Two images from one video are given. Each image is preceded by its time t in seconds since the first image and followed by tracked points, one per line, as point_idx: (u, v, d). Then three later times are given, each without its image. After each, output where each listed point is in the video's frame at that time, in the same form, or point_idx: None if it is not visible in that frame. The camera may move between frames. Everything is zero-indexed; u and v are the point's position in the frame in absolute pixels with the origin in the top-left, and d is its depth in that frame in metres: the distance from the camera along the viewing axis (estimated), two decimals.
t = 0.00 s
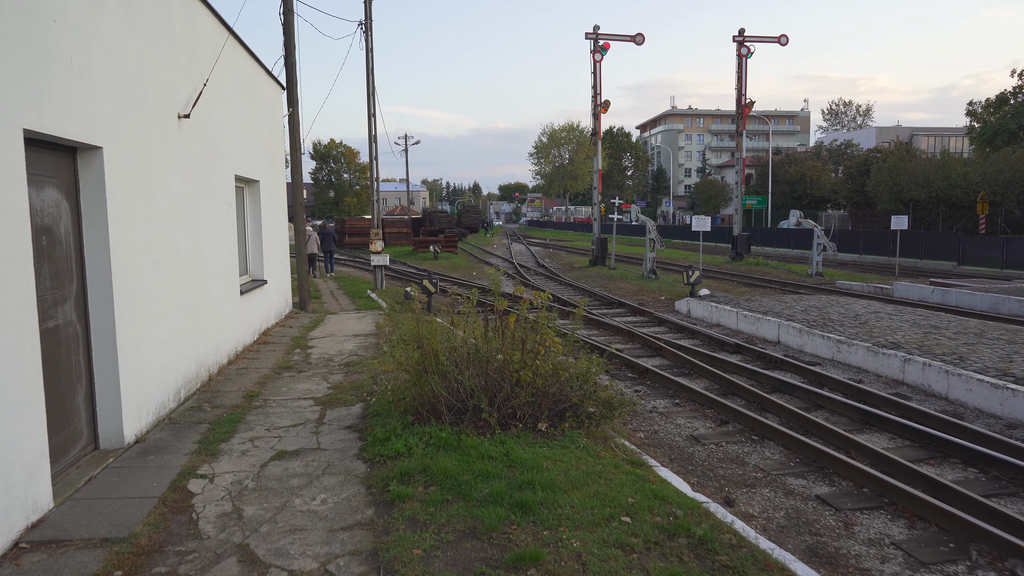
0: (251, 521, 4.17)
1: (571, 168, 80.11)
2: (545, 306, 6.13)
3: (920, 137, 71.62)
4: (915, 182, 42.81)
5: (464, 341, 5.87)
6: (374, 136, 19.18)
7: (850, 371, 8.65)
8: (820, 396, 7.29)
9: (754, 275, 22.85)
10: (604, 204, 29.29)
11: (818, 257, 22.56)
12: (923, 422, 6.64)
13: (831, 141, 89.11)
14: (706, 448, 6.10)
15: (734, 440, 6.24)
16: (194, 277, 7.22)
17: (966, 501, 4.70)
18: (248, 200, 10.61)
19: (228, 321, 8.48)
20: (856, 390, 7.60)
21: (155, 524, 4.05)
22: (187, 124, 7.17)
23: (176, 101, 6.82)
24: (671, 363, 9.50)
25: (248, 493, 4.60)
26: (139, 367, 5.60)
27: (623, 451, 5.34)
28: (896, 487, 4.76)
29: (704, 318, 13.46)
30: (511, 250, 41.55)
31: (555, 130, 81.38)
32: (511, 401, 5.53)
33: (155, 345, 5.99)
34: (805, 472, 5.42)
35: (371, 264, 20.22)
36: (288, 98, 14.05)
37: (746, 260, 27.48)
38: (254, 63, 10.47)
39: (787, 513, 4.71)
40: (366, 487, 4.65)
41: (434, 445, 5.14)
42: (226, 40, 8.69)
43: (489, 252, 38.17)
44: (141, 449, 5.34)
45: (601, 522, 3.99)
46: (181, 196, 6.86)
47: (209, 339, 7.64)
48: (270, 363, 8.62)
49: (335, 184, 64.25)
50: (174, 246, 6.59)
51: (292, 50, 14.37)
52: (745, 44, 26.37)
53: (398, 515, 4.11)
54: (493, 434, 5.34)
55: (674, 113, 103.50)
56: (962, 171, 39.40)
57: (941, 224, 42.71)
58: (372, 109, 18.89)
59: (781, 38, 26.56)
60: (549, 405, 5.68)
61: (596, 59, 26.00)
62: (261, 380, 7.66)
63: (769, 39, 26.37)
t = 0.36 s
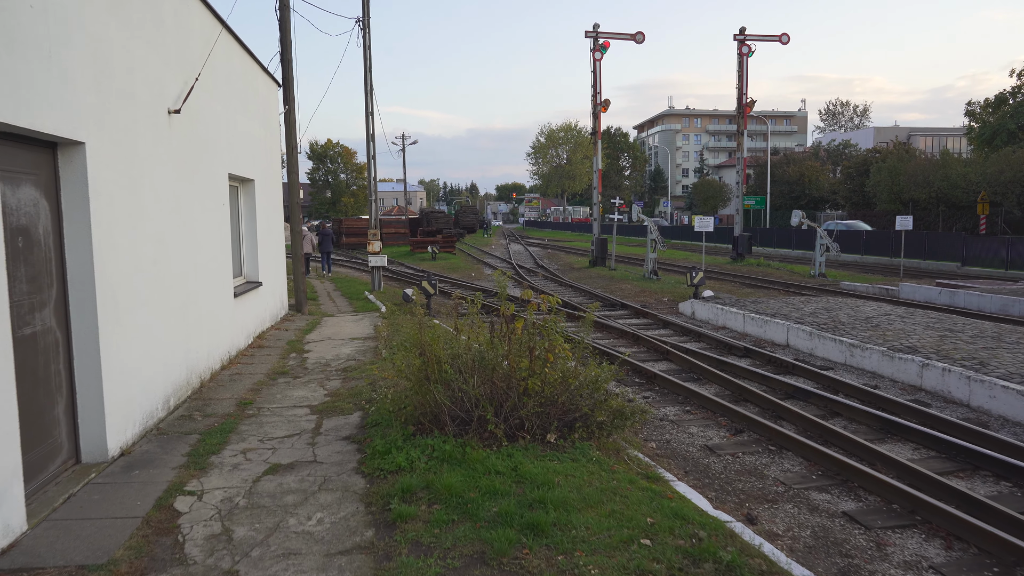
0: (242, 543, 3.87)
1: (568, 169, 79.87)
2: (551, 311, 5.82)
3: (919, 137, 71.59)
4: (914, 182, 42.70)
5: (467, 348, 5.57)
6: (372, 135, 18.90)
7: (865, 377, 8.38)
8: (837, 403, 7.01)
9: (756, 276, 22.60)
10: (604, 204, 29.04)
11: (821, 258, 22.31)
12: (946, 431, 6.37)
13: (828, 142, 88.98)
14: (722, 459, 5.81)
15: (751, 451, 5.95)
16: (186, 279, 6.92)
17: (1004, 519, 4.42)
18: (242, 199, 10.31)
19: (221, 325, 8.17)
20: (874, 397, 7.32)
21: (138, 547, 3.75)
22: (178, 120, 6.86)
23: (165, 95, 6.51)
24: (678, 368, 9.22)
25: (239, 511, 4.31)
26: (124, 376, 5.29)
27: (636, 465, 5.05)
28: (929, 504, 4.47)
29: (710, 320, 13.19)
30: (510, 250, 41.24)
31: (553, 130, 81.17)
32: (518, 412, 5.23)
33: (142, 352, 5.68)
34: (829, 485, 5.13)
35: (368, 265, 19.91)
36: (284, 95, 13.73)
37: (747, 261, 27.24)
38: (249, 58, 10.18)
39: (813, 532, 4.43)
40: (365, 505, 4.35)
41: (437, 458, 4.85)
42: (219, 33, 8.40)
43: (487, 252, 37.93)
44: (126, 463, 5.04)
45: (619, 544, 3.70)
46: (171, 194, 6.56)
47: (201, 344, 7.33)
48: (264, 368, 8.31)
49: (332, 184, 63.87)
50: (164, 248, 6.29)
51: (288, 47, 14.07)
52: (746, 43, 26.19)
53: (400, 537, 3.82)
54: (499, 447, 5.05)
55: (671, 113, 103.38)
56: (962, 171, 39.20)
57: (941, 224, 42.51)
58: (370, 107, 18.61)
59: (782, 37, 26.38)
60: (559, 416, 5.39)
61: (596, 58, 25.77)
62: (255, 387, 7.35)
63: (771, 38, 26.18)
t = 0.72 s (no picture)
0: (233, 569, 3.59)
1: (567, 168, 79.60)
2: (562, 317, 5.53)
3: (918, 136, 71.45)
4: (915, 182, 42.55)
5: (472, 355, 5.30)
6: (370, 133, 18.61)
7: (880, 382, 8.12)
8: (855, 411, 6.75)
9: (759, 277, 22.36)
10: (604, 203, 28.79)
11: (824, 258, 22.07)
12: (971, 440, 6.11)
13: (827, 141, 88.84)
14: (739, 472, 5.54)
15: (769, 463, 5.68)
16: (176, 282, 6.64)
17: None
18: (237, 199, 10.02)
19: (214, 329, 7.88)
20: (892, 404, 7.06)
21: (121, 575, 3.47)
22: (168, 116, 6.58)
23: (154, 90, 6.23)
24: (686, 373, 8.96)
25: (231, 532, 4.03)
26: (111, 385, 5.01)
27: (652, 480, 4.78)
28: (966, 523, 4.21)
29: (715, 323, 12.92)
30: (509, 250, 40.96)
31: (551, 130, 80.95)
32: (527, 424, 4.95)
33: (130, 360, 5.39)
34: (854, 501, 4.87)
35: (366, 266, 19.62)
36: (280, 93, 13.44)
37: (748, 261, 27.01)
38: (244, 54, 9.90)
39: (842, 552, 4.16)
40: (365, 525, 4.07)
41: (442, 474, 4.57)
42: (212, 27, 8.12)
43: (486, 253, 37.63)
44: (112, 478, 4.76)
45: (640, 571, 3.43)
46: (161, 193, 6.27)
47: (193, 350, 7.04)
48: (259, 374, 8.02)
49: (330, 183, 63.53)
50: (153, 249, 6.02)
51: (285, 43, 13.78)
52: (748, 41, 25.98)
53: (403, 563, 3.55)
54: (507, 462, 4.77)
55: (669, 113, 103.19)
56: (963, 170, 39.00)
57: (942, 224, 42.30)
58: (368, 106, 18.32)
59: (784, 35, 26.19)
60: (570, 428, 5.10)
61: (596, 56, 25.53)
62: (250, 395, 7.06)
63: (772, 36, 25.99)
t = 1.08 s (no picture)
0: None
1: (565, 168, 79.35)
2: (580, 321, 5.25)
3: (917, 136, 71.37)
4: (917, 181, 42.40)
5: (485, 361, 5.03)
6: (370, 131, 18.31)
7: (901, 386, 7.87)
8: (880, 417, 6.49)
9: (763, 277, 22.13)
10: (605, 203, 28.54)
11: (829, 258, 21.84)
12: (1003, 447, 5.85)
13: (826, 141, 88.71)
14: (764, 481, 5.28)
15: (795, 472, 5.42)
16: (173, 283, 6.35)
17: None
18: (235, 197, 9.73)
19: (212, 331, 7.60)
20: (917, 409, 6.80)
21: None
22: (163, 109, 6.30)
23: (149, 82, 5.95)
24: (699, 376, 8.70)
25: (230, 552, 3.75)
26: (102, 393, 4.73)
27: (677, 494, 4.52)
28: (1016, 540, 3.95)
29: (724, 324, 12.67)
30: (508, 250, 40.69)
31: (550, 130, 80.72)
32: (544, 433, 4.68)
33: (123, 366, 5.11)
34: (891, 514, 4.60)
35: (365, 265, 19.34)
36: (279, 89, 13.14)
37: (751, 261, 26.78)
38: (242, 48, 9.61)
39: (884, 571, 3.90)
40: (374, 544, 3.80)
41: (455, 488, 4.30)
42: (209, 19, 7.83)
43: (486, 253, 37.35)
44: (102, 492, 4.46)
45: None
46: (155, 190, 5.99)
47: (190, 353, 6.76)
48: (259, 378, 7.73)
49: (327, 183, 63.17)
50: (148, 249, 5.74)
51: (284, 38, 13.49)
52: (750, 39, 25.79)
53: None
54: (524, 474, 4.50)
55: (668, 113, 103.07)
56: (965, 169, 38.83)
57: (943, 223, 42.11)
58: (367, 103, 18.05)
59: (786, 33, 26.00)
60: (589, 437, 4.83)
61: (598, 54, 25.30)
62: (249, 400, 6.77)
63: (775, 34, 25.80)
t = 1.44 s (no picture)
0: None
1: (564, 168, 79.16)
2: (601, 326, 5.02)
3: (917, 136, 71.25)
4: (918, 181, 42.25)
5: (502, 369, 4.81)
6: (372, 130, 18.08)
7: (922, 391, 7.66)
8: (906, 424, 6.27)
9: (767, 278, 21.94)
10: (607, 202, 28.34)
11: (835, 258, 21.64)
12: None
13: (826, 140, 88.54)
14: (792, 494, 5.07)
15: (823, 484, 5.21)
16: (173, 286, 6.12)
17: None
18: (237, 197, 9.50)
19: (213, 336, 7.38)
20: (942, 416, 6.59)
21: None
22: (164, 106, 6.07)
23: (148, 78, 5.72)
24: (712, 381, 8.49)
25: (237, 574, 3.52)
26: (100, 402, 4.50)
27: (706, 509, 4.30)
28: None
29: (733, 326, 12.46)
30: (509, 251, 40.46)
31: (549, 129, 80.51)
32: (565, 445, 4.47)
33: (121, 373, 4.89)
34: (929, 530, 4.39)
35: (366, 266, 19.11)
36: (280, 87, 12.90)
37: (755, 261, 26.59)
38: (243, 44, 9.37)
39: None
40: (390, 566, 3.58)
41: (474, 504, 4.08)
42: (210, 13, 7.60)
43: (486, 253, 37.11)
44: (101, 509, 4.23)
45: None
46: (155, 190, 5.76)
47: (191, 359, 6.54)
48: (262, 384, 7.50)
49: (326, 183, 62.86)
50: (147, 251, 5.51)
51: (285, 36, 13.26)
52: (753, 37, 25.61)
53: None
54: (545, 488, 4.28)
55: (667, 112, 102.93)
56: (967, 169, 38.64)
57: (945, 223, 41.91)
58: (369, 101, 17.83)
59: (790, 31, 25.81)
60: (612, 449, 4.61)
61: (600, 52, 25.09)
62: (253, 407, 6.55)
63: (779, 32, 25.63)
